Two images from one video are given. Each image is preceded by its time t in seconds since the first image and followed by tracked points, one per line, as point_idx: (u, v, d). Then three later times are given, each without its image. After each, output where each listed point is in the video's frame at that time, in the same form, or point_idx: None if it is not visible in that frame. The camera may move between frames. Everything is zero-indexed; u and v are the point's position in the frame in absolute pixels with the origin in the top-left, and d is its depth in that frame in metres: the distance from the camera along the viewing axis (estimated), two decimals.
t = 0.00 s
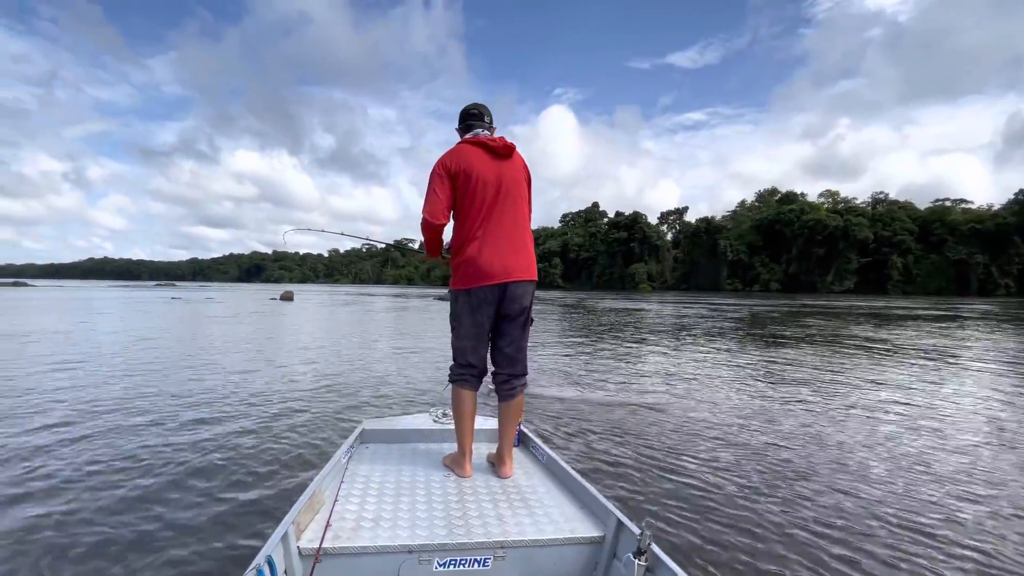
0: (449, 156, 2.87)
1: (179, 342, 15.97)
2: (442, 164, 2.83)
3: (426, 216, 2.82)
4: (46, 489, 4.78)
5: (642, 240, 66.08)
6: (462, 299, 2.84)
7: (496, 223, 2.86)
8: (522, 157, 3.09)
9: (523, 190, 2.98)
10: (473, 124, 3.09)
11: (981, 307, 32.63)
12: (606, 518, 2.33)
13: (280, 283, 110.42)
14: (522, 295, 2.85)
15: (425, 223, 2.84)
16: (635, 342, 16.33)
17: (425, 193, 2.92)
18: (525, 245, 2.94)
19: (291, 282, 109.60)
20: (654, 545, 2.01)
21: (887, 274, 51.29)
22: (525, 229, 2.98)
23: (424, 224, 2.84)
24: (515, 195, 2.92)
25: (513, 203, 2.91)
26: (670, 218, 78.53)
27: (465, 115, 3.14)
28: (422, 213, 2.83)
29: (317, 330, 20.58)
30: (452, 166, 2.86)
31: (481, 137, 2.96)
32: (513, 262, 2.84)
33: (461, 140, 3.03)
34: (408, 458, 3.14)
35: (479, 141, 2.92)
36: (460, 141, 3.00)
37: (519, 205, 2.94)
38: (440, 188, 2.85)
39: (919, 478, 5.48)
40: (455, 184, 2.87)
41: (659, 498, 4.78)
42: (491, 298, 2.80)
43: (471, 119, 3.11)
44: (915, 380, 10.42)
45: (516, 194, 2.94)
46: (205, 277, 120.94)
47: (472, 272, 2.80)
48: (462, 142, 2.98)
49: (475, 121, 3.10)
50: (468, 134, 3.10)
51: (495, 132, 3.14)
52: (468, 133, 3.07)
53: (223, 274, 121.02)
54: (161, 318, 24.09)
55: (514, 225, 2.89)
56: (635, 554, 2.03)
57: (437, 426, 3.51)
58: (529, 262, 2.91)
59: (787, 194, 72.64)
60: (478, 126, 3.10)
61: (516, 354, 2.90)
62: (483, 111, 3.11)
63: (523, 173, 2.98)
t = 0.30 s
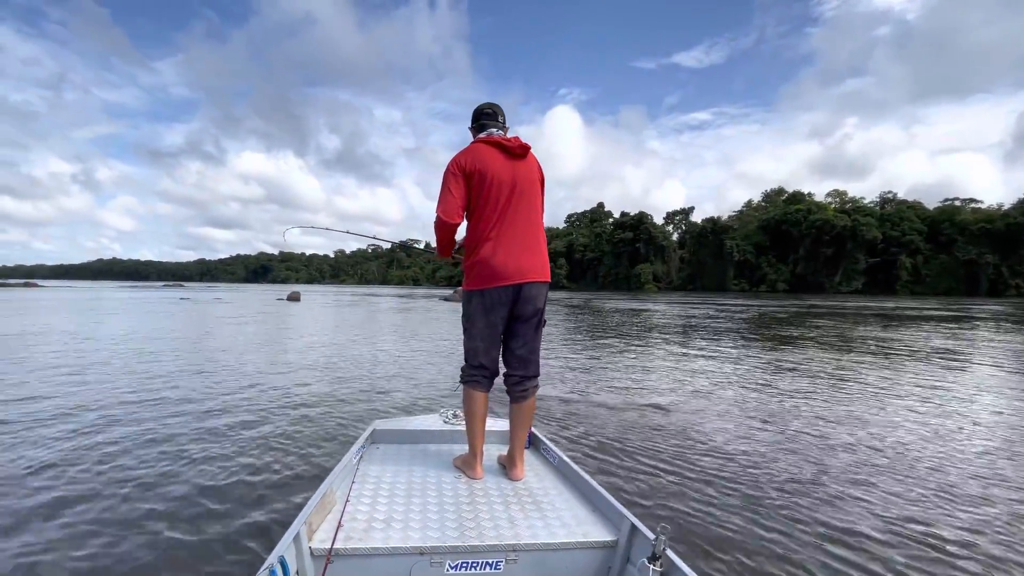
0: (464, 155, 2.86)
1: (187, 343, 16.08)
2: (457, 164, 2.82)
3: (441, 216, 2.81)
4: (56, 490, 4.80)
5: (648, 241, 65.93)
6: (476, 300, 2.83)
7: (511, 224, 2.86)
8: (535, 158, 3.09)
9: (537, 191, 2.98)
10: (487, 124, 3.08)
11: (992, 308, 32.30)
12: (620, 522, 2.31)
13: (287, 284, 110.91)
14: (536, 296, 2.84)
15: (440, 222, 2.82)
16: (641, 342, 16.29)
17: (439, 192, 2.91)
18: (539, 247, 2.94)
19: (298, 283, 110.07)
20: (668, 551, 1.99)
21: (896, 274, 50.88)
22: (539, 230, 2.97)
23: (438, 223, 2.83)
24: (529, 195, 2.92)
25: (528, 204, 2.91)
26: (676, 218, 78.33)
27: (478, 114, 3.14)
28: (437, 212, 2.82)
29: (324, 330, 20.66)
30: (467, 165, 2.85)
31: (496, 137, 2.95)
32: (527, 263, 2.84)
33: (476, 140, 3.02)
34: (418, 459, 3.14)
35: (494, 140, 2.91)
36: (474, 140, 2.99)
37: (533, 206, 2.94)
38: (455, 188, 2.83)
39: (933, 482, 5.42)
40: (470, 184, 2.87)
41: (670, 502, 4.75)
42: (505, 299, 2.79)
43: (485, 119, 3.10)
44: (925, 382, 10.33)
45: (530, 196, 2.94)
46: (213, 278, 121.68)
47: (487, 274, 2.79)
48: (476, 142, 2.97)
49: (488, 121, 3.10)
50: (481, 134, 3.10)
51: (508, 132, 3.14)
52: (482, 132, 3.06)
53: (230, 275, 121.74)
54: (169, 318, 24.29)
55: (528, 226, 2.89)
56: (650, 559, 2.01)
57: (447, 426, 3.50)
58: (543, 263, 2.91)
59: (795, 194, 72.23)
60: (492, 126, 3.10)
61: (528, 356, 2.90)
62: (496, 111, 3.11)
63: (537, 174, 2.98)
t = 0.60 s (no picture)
0: (472, 157, 2.84)
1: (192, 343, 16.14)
2: (465, 165, 2.81)
3: (449, 216, 2.79)
4: (60, 491, 4.80)
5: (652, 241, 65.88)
6: (483, 302, 2.81)
7: (518, 227, 2.85)
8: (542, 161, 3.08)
9: (544, 194, 2.98)
10: (493, 125, 3.07)
11: (997, 308, 32.13)
12: (626, 528, 2.30)
13: (291, 284, 111.26)
14: (543, 300, 2.84)
15: (447, 223, 2.80)
16: (645, 343, 16.29)
17: (446, 193, 2.89)
18: (546, 249, 2.93)
19: (301, 283, 110.39)
20: (676, 558, 1.97)
21: (901, 274, 50.66)
22: (545, 232, 2.97)
23: (446, 225, 2.81)
24: (537, 198, 2.91)
25: (535, 206, 2.91)
26: (679, 217, 78.25)
27: (484, 115, 3.12)
28: (444, 213, 2.80)
29: (327, 330, 20.71)
30: (474, 167, 2.84)
31: (503, 139, 2.94)
32: (534, 265, 2.83)
33: (482, 141, 3.00)
34: (423, 461, 3.13)
35: (501, 142, 2.90)
36: (481, 142, 2.98)
37: (540, 208, 2.93)
38: (463, 189, 2.82)
39: (941, 484, 5.37)
40: (477, 185, 2.85)
41: (675, 505, 4.72)
42: (513, 301, 2.78)
43: (490, 120, 3.09)
44: (931, 383, 10.29)
45: (537, 197, 2.93)
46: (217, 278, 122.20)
47: (495, 276, 2.77)
48: (483, 143, 2.96)
49: (494, 123, 3.08)
50: (487, 135, 3.09)
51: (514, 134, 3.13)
52: (488, 134, 3.05)
53: (234, 275, 122.33)
54: (174, 319, 24.39)
55: (535, 229, 2.89)
56: (656, 567, 1.99)
57: (452, 428, 3.50)
58: (550, 266, 2.90)
59: (799, 194, 72.04)
60: (498, 127, 3.09)
61: (534, 359, 2.88)
62: (502, 112, 3.10)
63: (544, 176, 2.98)
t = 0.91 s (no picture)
0: (478, 157, 2.83)
1: (196, 343, 16.18)
2: (471, 166, 2.79)
3: (454, 217, 2.76)
4: (61, 491, 4.79)
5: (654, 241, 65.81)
6: (489, 304, 2.80)
7: (523, 228, 2.84)
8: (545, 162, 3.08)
9: (549, 195, 2.98)
10: (497, 126, 3.06)
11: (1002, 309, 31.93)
12: (631, 532, 2.28)
13: (294, 284, 111.48)
14: (549, 302, 2.83)
15: (453, 224, 2.78)
16: (648, 344, 16.28)
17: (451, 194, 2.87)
18: (551, 251, 2.93)
19: (304, 283, 110.56)
20: (681, 564, 1.94)
21: (905, 274, 50.45)
22: (550, 234, 2.96)
23: (451, 225, 2.78)
24: (542, 199, 2.91)
25: (540, 208, 2.90)
26: (682, 217, 78.16)
27: (487, 116, 3.11)
28: (450, 214, 2.78)
29: (331, 330, 20.75)
30: (480, 167, 2.82)
31: (507, 140, 2.94)
32: (540, 267, 2.83)
33: (486, 142, 2.99)
34: (428, 463, 3.12)
35: (506, 144, 2.89)
36: (485, 142, 2.97)
37: (545, 209, 2.93)
38: (469, 190, 2.80)
39: (946, 486, 5.32)
40: (482, 186, 2.83)
41: (677, 507, 4.68)
42: (519, 303, 2.77)
43: (493, 121, 3.08)
44: (935, 384, 10.25)
45: (542, 199, 2.93)
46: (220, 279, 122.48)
47: (500, 278, 2.76)
48: (488, 144, 2.94)
49: (498, 123, 3.07)
50: (491, 136, 3.07)
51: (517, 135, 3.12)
52: (492, 134, 3.03)
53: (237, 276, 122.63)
54: (177, 320, 24.46)
55: (540, 230, 2.88)
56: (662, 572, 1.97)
57: (457, 430, 3.48)
58: (554, 268, 2.90)
59: (803, 194, 71.86)
60: (501, 128, 3.08)
61: (539, 361, 2.87)
62: (506, 113, 3.09)
63: (549, 177, 2.97)
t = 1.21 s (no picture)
0: (488, 159, 2.83)
1: (199, 343, 16.23)
2: (483, 167, 2.79)
3: (465, 219, 2.75)
4: (67, 492, 4.79)
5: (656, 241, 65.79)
6: (499, 306, 2.80)
7: (533, 230, 2.85)
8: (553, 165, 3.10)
9: (558, 198, 2.99)
10: (505, 127, 3.07)
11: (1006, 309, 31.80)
12: (642, 535, 2.28)
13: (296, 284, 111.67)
14: (559, 304, 2.85)
15: (464, 225, 2.76)
16: (650, 344, 16.31)
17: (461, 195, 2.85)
18: (560, 253, 2.94)
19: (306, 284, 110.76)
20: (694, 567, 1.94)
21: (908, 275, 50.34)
22: (559, 235, 2.98)
23: (462, 227, 2.77)
24: (551, 202, 2.92)
25: (550, 210, 2.92)
26: (684, 217, 78.13)
27: (494, 117, 3.12)
28: (461, 215, 2.77)
29: (334, 330, 20.81)
30: (490, 169, 2.82)
31: (516, 142, 2.94)
32: (550, 269, 2.84)
33: (495, 144, 2.99)
34: (438, 465, 3.13)
35: (516, 146, 2.90)
36: (494, 144, 2.97)
37: (554, 211, 2.95)
38: (480, 192, 2.79)
39: (953, 488, 5.30)
40: (493, 188, 2.83)
41: (683, 508, 4.67)
42: (529, 305, 2.77)
43: (501, 122, 3.09)
44: (938, 385, 10.24)
45: (552, 200, 2.94)
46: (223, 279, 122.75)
47: (511, 280, 2.76)
48: (497, 146, 2.94)
49: (505, 125, 3.08)
50: (499, 138, 3.08)
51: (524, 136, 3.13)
52: (501, 136, 3.03)
53: (240, 276, 122.91)
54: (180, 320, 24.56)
55: (550, 231, 2.90)
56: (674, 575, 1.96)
57: (466, 431, 3.49)
58: (564, 270, 2.92)
59: (805, 194, 71.77)
60: (509, 130, 3.08)
61: (549, 362, 2.88)
62: (513, 114, 3.09)
63: (557, 179, 2.99)
